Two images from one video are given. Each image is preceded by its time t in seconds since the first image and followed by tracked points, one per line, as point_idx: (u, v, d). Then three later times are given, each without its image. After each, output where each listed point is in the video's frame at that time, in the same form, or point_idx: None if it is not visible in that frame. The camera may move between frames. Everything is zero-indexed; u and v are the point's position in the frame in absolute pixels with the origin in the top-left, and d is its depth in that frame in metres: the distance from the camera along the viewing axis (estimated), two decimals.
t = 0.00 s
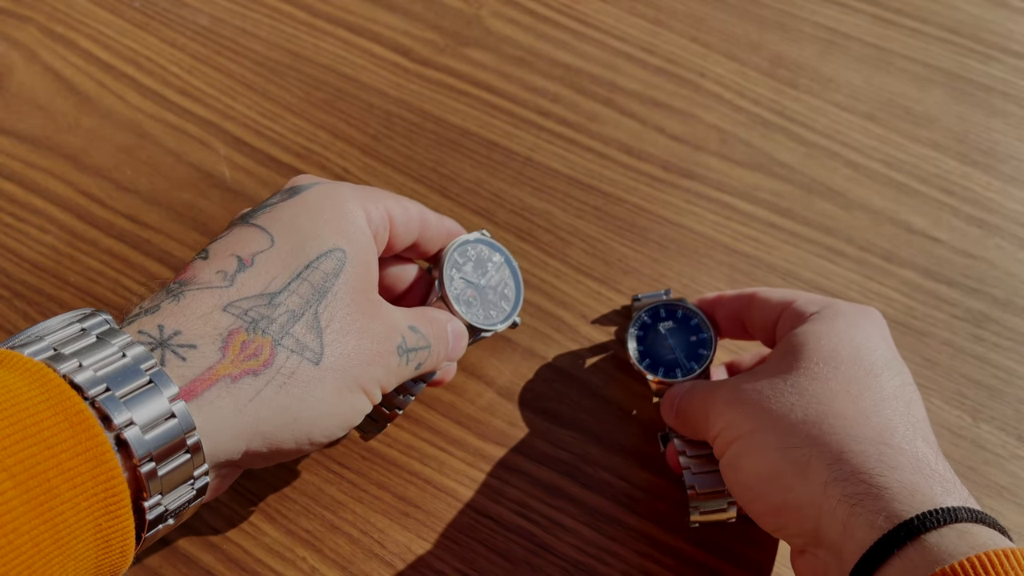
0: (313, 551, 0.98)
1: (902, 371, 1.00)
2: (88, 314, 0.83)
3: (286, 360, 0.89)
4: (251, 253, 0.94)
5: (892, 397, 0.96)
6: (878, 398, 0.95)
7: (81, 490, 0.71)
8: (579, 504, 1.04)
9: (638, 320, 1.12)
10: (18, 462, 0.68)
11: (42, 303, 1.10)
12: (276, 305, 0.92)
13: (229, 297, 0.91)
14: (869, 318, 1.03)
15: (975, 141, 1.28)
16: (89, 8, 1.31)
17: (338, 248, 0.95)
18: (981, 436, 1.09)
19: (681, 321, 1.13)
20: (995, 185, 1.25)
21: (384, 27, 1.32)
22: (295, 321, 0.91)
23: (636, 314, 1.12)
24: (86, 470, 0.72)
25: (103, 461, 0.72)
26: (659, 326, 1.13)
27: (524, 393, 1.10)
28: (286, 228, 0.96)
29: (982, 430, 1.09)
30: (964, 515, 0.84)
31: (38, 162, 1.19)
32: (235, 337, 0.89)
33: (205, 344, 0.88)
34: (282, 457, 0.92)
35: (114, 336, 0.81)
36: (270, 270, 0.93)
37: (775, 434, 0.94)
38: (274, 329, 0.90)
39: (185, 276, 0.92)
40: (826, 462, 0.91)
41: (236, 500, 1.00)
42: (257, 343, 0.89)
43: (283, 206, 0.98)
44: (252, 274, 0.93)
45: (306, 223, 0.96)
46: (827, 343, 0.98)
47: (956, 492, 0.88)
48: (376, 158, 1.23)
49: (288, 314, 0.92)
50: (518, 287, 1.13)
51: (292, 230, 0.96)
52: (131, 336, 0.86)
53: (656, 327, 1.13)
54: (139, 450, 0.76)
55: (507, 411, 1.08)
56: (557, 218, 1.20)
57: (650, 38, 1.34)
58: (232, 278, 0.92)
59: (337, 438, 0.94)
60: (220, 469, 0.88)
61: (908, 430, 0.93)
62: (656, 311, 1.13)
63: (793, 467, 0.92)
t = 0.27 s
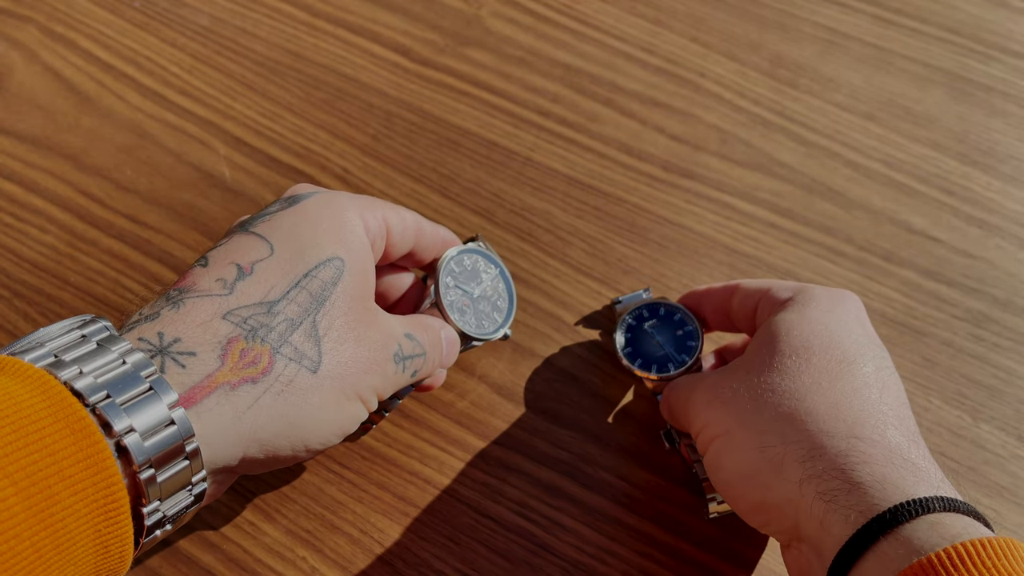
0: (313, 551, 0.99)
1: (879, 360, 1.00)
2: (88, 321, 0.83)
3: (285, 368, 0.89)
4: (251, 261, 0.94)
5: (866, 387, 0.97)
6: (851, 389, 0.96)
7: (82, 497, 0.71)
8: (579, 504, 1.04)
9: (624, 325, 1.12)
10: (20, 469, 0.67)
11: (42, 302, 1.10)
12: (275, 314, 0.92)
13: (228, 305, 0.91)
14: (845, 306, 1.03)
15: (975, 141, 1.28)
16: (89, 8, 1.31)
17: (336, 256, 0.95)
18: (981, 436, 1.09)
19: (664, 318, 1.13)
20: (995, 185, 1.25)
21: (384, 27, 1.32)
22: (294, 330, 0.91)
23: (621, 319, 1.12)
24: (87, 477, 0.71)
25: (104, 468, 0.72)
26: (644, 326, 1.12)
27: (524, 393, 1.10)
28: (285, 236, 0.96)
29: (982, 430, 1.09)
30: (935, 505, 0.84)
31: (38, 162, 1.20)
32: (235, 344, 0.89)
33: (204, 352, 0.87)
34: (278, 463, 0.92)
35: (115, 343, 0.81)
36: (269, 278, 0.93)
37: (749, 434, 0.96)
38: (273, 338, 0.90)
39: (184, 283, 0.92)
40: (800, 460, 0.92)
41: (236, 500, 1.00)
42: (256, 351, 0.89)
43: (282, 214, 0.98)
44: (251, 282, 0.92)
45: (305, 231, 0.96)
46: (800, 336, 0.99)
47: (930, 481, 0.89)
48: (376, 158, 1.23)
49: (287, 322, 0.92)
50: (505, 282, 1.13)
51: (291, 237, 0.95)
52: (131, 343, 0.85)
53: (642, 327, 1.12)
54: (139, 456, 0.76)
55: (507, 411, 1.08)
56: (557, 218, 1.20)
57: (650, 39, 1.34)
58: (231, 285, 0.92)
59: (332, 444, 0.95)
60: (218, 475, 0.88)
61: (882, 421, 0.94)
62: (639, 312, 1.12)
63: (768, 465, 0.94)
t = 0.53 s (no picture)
0: (313, 550, 0.99)
1: (860, 353, 0.99)
2: (92, 323, 0.83)
3: (287, 376, 0.90)
4: (255, 264, 0.93)
5: (846, 387, 0.96)
6: (831, 391, 0.96)
7: (87, 501, 0.71)
8: (579, 504, 1.04)
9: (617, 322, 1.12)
10: (25, 474, 0.67)
11: (42, 302, 1.10)
12: (279, 320, 0.92)
13: (232, 311, 0.91)
14: (825, 298, 1.02)
15: (975, 141, 1.29)
16: (89, 8, 1.31)
17: (339, 262, 0.95)
18: (981, 436, 1.09)
19: (654, 311, 1.14)
20: (994, 185, 1.26)
21: (384, 27, 1.33)
22: (296, 337, 0.92)
23: (614, 316, 1.12)
24: (92, 481, 0.71)
25: (108, 473, 0.72)
26: (637, 321, 1.13)
27: (524, 393, 1.10)
28: (288, 238, 0.95)
29: (982, 429, 1.09)
30: (909, 508, 0.84)
31: (38, 162, 1.20)
32: (239, 352, 0.89)
33: (208, 359, 0.88)
34: (277, 464, 0.94)
35: (119, 348, 0.81)
36: (273, 283, 0.93)
37: (729, 441, 0.97)
38: (276, 345, 0.91)
39: (187, 285, 0.92)
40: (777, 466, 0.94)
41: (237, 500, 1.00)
42: (259, 358, 0.90)
43: (285, 214, 0.97)
44: (255, 287, 0.92)
45: (308, 235, 0.95)
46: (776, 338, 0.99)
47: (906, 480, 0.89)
48: (376, 158, 1.23)
49: (290, 329, 0.92)
50: (501, 282, 1.15)
51: (295, 241, 0.95)
52: (136, 348, 0.86)
53: (635, 322, 1.13)
54: (145, 466, 0.76)
55: (507, 411, 1.08)
56: (557, 218, 1.20)
57: (650, 39, 1.34)
58: (235, 290, 0.92)
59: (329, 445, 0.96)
60: (219, 477, 0.90)
61: (861, 419, 0.94)
62: (629, 307, 1.14)
63: (748, 472, 0.95)
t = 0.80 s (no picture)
0: (313, 550, 0.99)
1: (837, 359, 0.98)
2: (105, 336, 0.82)
3: (295, 401, 0.90)
4: (268, 283, 0.93)
5: (825, 404, 0.95)
6: (808, 410, 0.94)
7: (94, 519, 0.72)
8: (579, 504, 1.04)
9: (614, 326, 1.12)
10: (38, 494, 0.69)
11: (42, 302, 1.10)
12: (290, 343, 0.91)
13: (245, 332, 0.91)
14: (801, 302, 1.00)
15: (974, 141, 1.29)
16: (89, 8, 1.31)
17: (351, 287, 0.94)
18: (980, 435, 1.09)
19: (651, 313, 1.14)
20: (994, 185, 1.26)
21: (384, 27, 1.33)
22: (305, 360, 0.91)
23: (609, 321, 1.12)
24: (99, 498, 0.72)
25: (115, 490, 0.73)
26: (634, 324, 1.13)
27: (524, 393, 1.10)
28: (302, 258, 0.94)
29: (982, 429, 1.09)
30: (874, 529, 0.86)
31: (38, 162, 1.20)
32: (249, 376, 0.89)
33: (218, 382, 0.88)
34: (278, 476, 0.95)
35: (133, 367, 0.81)
36: (285, 304, 0.92)
37: (707, 459, 0.98)
38: (286, 369, 0.91)
39: (199, 299, 0.92)
40: (751, 484, 0.94)
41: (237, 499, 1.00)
42: (269, 382, 0.90)
43: (299, 229, 0.96)
44: (268, 308, 0.92)
45: (322, 256, 0.94)
46: (749, 350, 0.98)
47: (876, 496, 0.89)
48: (376, 158, 1.23)
49: (300, 353, 0.91)
50: (504, 290, 1.11)
51: (309, 261, 0.94)
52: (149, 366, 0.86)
53: (632, 326, 1.13)
54: (155, 489, 0.78)
55: (507, 411, 1.08)
56: (557, 218, 1.20)
57: (650, 39, 1.34)
58: (248, 310, 0.91)
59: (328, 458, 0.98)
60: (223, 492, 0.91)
61: (835, 432, 0.93)
62: (625, 311, 1.13)
63: (724, 487, 0.96)
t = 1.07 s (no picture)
0: (314, 550, 0.99)
1: (842, 369, 0.95)
2: (108, 349, 0.83)
3: (287, 420, 0.90)
4: (267, 303, 0.93)
5: (830, 416, 0.92)
6: (813, 422, 0.92)
7: (96, 527, 0.72)
8: (580, 504, 1.04)
9: (612, 321, 1.12)
10: (40, 500, 0.69)
11: (42, 302, 1.10)
12: (285, 363, 0.91)
13: (242, 351, 0.90)
14: (806, 311, 0.98)
15: (974, 141, 1.29)
16: (89, 8, 1.31)
17: (347, 310, 0.94)
18: (980, 435, 1.09)
19: (649, 307, 1.14)
20: (993, 185, 1.26)
21: (384, 27, 1.33)
22: (299, 380, 0.91)
23: (607, 316, 1.12)
24: (100, 507, 0.72)
25: (116, 499, 0.73)
26: (632, 318, 1.13)
27: (524, 393, 1.10)
28: (301, 279, 0.94)
29: (981, 429, 1.09)
30: (874, 545, 0.83)
31: (38, 162, 1.20)
32: (244, 395, 0.89)
33: (214, 399, 0.88)
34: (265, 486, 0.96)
35: (133, 380, 0.81)
36: (282, 324, 0.92)
37: (712, 472, 0.97)
38: (280, 389, 0.90)
39: (199, 314, 0.92)
40: (756, 499, 0.92)
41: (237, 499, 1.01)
42: (263, 400, 0.89)
43: (300, 249, 0.96)
44: (265, 328, 0.92)
45: (321, 278, 0.94)
46: (752, 361, 0.96)
47: (881, 510, 0.86)
48: (376, 158, 1.23)
49: (294, 373, 0.91)
50: (508, 320, 1.12)
51: (307, 282, 0.94)
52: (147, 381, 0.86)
53: (631, 320, 1.13)
54: (151, 499, 0.78)
55: (506, 411, 1.09)
56: (557, 218, 1.20)
57: (650, 39, 1.34)
58: (246, 328, 0.91)
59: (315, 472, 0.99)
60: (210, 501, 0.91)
61: (840, 444, 0.90)
62: (624, 305, 1.12)
63: (729, 501, 0.94)
